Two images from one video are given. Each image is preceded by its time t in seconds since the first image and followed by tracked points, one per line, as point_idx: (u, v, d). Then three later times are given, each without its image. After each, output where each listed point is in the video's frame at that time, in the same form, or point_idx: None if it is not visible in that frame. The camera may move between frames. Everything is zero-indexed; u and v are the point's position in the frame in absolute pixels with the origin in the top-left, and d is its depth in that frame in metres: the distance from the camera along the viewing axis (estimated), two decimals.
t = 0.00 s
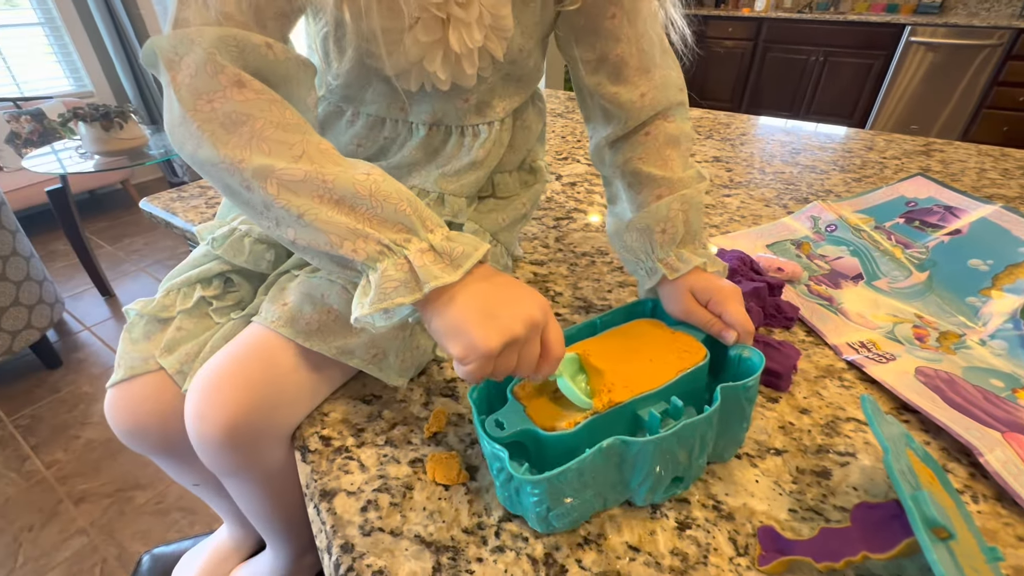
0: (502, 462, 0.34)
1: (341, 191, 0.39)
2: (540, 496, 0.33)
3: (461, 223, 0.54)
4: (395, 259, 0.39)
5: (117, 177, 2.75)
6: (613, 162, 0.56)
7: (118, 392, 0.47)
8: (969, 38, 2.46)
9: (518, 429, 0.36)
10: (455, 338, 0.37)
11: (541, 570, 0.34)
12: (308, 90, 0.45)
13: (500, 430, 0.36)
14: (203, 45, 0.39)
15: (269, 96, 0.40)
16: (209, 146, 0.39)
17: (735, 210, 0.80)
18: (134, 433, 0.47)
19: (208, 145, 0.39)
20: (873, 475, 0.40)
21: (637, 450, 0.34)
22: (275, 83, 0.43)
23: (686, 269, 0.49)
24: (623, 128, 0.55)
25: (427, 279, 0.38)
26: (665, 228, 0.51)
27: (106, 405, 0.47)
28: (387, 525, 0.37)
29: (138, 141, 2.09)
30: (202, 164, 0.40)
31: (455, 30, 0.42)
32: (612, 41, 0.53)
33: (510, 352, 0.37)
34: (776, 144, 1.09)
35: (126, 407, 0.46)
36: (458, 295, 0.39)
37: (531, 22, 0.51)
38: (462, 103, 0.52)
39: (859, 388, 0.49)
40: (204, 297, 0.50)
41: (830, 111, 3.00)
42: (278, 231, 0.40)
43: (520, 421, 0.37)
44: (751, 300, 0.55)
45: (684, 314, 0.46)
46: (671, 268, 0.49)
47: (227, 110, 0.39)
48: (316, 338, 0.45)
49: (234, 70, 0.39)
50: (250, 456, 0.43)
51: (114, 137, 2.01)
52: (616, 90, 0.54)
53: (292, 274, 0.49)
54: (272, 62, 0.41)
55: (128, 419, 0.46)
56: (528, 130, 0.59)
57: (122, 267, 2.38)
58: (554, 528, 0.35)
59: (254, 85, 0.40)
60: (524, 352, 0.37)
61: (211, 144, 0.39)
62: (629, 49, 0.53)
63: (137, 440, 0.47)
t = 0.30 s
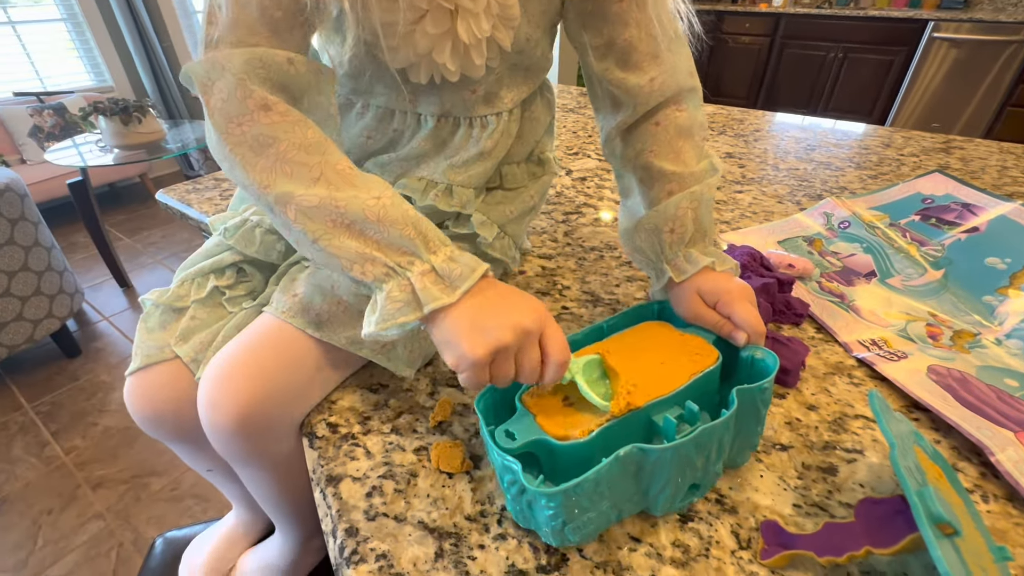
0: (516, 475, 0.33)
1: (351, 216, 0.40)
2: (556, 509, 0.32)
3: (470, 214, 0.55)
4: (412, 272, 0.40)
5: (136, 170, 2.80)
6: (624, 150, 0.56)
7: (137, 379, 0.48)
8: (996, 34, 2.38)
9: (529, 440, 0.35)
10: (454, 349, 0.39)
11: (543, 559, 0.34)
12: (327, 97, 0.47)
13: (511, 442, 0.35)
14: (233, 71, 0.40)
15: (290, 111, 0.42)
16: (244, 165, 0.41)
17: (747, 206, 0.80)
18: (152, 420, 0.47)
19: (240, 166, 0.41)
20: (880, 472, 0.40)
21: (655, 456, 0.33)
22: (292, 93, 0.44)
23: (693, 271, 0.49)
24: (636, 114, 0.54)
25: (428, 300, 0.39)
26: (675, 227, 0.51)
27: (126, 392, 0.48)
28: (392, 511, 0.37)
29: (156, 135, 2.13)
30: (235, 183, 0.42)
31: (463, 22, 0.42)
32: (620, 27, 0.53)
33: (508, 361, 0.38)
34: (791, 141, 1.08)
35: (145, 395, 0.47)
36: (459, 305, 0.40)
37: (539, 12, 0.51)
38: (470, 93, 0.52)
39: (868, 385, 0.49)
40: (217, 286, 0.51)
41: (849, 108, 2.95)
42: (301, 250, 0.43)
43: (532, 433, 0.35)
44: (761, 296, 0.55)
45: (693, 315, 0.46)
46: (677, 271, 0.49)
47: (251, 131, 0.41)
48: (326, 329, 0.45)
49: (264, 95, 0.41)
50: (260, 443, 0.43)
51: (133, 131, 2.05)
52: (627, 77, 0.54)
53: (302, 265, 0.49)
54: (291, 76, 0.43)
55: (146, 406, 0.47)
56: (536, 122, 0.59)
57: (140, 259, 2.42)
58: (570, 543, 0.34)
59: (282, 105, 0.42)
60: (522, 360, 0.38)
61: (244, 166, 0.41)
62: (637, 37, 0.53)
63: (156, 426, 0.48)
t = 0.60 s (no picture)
0: (502, 455, 0.33)
1: (371, 249, 0.41)
2: (540, 492, 0.32)
3: (480, 205, 0.55)
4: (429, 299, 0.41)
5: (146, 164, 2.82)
6: (631, 141, 0.56)
7: (153, 374, 0.48)
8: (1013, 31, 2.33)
9: (519, 423, 0.35)
10: (460, 363, 0.39)
11: (551, 549, 0.34)
12: (358, 107, 0.47)
13: (499, 423, 0.35)
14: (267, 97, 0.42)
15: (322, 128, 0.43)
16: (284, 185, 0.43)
17: (757, 201, 0.79)
18: (169, 414, 0.48)
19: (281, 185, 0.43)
20: (891, 467, 0.40)
21: (644, 447, 0.33)
22: (326, 109, 0.44)
23: (695, 270, 0.47)
24: (648, 99, 0.54)
25: (431, 330, 0.40)
26: (679, 224, 0.50)
27: (142, 385, 0.48)
28: (399, 498, 0.37)
29: (166, 129, 2.14)
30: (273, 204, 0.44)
31: (477, 8, 0.42)
32: (629, 12, 0.53)
33: (512, 369, 0.38)
34: (802, 137, 1.07)
35: (161, 390, 0.47)
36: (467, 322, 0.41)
37: None
38: (480, 82, 0.52)
39: (879, 380, 0.48)
40: (229, 281, 0.51)
41: (861, 106, 2.91)
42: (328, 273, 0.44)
43: (521, 416, 0.36)
44: (770, 291, 0.54)
45: (696, 316, 0.45)
46: (681, 271, 0.48)
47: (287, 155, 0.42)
48: (339, 322, 0.46)
49: (298, 116, 0.42)
50: (274, 437, 0.43)
51: (143, 125, 2.06)
52: (637, 62, 0.54)
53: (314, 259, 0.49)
54: (321, 93, 0.43)
55: (163, 401, 0.47)
56: (546, 113, 0.59)
57: (149, 252, 2.44)
58: (555, 531, 0.34)
59: (316, 125, 0.43)
60: (528, 367, 0.38)
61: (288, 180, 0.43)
62: (649, 21, 0.53)
63: (171, 420, 0.48)
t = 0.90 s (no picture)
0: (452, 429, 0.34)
1: (307, 213, 0.42)
2: (483, 467, 0.33)
3: (487, 201, 0.55)
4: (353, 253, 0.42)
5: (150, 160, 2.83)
6: (629, 142, 0.55)
7: (153, 359, 0.48)
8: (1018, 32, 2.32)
9: (474, 399, 0.36)
10: (371, 291, 0.40)
11: (557, 542, 0.34)
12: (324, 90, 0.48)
13: (456, 399, 0.36)
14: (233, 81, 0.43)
15: (287, 109, 0.45)
16: (246, 161, 0.44)
17: (762, 200, 0.79)
18: (171, 399, 0.48)
19: (250, 166, 0.44)
20: (898, 464, 0.40)
21: (588, 434, 0.33)
22: (292, 86, 0.45)
23: (677, 270, 0.47)
24: (646, 98, 0.53)
25: (344, 280, 0.41)
26: (665, 222, 0.49)
27: (142, 369, 0.48)
28: (407, 491, 0.37)
29: (170, 125, 2.14)
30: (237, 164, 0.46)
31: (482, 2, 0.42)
32: (633, 10, 0.52)
33: (416, 303, 0.39)
34: (807, 136, 1.07)
35: (162, 375, 0.48)
36: (384, 249, 0.41)
37: None
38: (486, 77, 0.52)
39: (885, 378, 0.48)
40: (234, 271, 0.51)
41: (866, 107, 2.91)
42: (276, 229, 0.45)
43: (479, 394, 0.36)
44: (776, 289, 0.54)
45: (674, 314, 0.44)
46: (665, 270, 0.48)
47: (254, 134, 0.43)
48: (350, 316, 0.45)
49: (257, 96, 0.44)
50: (282, 430, 0.44)
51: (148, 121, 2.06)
52: (639, 62, 0.53)
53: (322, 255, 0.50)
54: (283, 73, 0.44)
55: (164, 386, 0.48)
56: (553, 110, 0.59)
57: (153, 248, 2.45)
58: (499, 507, 0.35)
59: (273, 102, 0.44)
60: (432, 303, 0.39)
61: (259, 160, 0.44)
62: (653, 21, 0.52)
63: (172, 404, 0.49)
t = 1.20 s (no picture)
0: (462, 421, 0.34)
1: (224, 195, 0.44)
2: (494, 460, 0.33)
3: (494, 199, 0.56)
4: (242, 237, 0.43)
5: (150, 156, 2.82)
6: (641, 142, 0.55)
7: (161, 351, 0.48)
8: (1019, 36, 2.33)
9: (485, 393, 0.36)
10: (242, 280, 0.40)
11: (564, 536, 0.35)
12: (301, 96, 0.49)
13: (467, 393, 0.36)
14: (217, 70, 0.46)
15: (261, 99, 0.47)
16: (217, 147, 0.46)
17: (765, 201, 0.80)
18: (178, 391, 0.48)
19: (213, 153, 0.46)
20: (901, 462, 0.40)
21: (597, 429, 0.33)
22: (274, 82, 0.47)
23: (688, 264, 0.47)
24: (656, 99, 0.53)
25: (223, 258, 0.43)
26: (677, 218, 0.50)
27: (150, 361, 0.49)
28: (415, 486, 0.38)
29: (171, 122, 2.13)
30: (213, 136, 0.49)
31: None
32: (640, 11, 0.53)
33: (281, 295, 0.39)
34: (810, 138, 1.07)
35: (169, 367, 0.48)
36: (264, 248, 0.42)
37: None
38: (493, 74, 0.52)
39: (887, 377, 0.49)
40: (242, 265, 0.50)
41: (867, 108, 2.91)
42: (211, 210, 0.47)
43: (488, 389, 0.37)
44: (781, 289, 0.55)
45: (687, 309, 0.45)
46: (677, 263, 0.48)
47: (225, 119, 0.46)
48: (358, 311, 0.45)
49: (233, 84, 0.46)
50: (290, 424, 0.44)
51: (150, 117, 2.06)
52: (648, 62, 0.53)
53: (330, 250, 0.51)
54: (261, 67, 0.46)
55: (171, 378, 0.48)
56: (560, 110, 0.59)
57: (153, 244, 2.44)
58: (509, 499, 0.35)
59: (244, 90, 0.46)
60: (299, 299, 0.39)
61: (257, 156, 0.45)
62: (659, 23, 0.52)
63: (179, 396, 0.49)
